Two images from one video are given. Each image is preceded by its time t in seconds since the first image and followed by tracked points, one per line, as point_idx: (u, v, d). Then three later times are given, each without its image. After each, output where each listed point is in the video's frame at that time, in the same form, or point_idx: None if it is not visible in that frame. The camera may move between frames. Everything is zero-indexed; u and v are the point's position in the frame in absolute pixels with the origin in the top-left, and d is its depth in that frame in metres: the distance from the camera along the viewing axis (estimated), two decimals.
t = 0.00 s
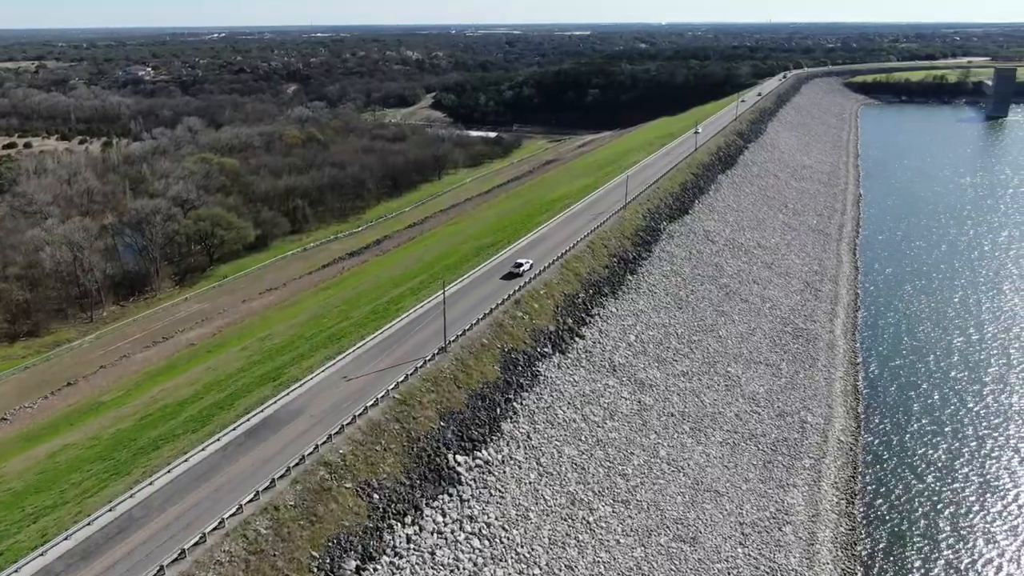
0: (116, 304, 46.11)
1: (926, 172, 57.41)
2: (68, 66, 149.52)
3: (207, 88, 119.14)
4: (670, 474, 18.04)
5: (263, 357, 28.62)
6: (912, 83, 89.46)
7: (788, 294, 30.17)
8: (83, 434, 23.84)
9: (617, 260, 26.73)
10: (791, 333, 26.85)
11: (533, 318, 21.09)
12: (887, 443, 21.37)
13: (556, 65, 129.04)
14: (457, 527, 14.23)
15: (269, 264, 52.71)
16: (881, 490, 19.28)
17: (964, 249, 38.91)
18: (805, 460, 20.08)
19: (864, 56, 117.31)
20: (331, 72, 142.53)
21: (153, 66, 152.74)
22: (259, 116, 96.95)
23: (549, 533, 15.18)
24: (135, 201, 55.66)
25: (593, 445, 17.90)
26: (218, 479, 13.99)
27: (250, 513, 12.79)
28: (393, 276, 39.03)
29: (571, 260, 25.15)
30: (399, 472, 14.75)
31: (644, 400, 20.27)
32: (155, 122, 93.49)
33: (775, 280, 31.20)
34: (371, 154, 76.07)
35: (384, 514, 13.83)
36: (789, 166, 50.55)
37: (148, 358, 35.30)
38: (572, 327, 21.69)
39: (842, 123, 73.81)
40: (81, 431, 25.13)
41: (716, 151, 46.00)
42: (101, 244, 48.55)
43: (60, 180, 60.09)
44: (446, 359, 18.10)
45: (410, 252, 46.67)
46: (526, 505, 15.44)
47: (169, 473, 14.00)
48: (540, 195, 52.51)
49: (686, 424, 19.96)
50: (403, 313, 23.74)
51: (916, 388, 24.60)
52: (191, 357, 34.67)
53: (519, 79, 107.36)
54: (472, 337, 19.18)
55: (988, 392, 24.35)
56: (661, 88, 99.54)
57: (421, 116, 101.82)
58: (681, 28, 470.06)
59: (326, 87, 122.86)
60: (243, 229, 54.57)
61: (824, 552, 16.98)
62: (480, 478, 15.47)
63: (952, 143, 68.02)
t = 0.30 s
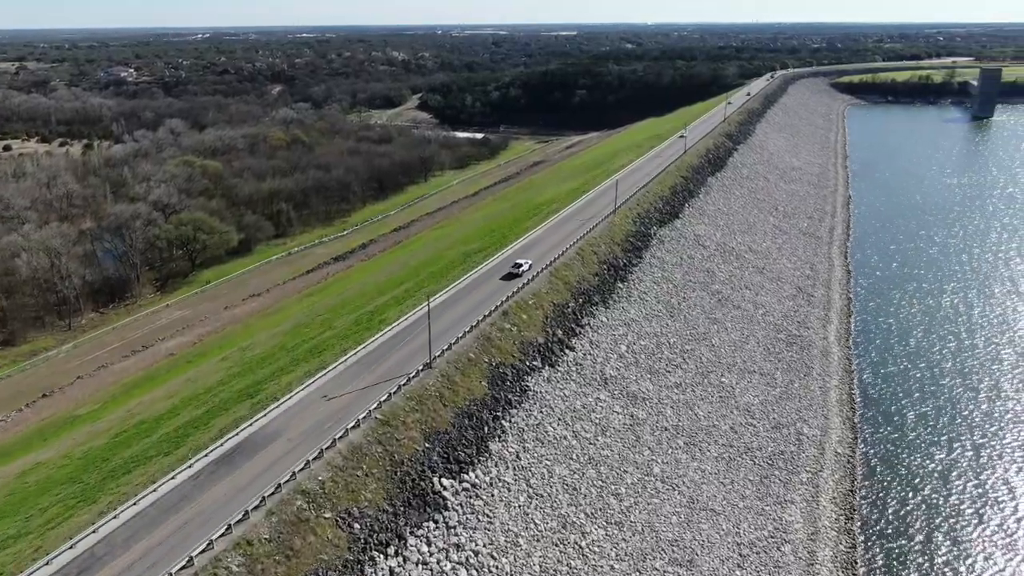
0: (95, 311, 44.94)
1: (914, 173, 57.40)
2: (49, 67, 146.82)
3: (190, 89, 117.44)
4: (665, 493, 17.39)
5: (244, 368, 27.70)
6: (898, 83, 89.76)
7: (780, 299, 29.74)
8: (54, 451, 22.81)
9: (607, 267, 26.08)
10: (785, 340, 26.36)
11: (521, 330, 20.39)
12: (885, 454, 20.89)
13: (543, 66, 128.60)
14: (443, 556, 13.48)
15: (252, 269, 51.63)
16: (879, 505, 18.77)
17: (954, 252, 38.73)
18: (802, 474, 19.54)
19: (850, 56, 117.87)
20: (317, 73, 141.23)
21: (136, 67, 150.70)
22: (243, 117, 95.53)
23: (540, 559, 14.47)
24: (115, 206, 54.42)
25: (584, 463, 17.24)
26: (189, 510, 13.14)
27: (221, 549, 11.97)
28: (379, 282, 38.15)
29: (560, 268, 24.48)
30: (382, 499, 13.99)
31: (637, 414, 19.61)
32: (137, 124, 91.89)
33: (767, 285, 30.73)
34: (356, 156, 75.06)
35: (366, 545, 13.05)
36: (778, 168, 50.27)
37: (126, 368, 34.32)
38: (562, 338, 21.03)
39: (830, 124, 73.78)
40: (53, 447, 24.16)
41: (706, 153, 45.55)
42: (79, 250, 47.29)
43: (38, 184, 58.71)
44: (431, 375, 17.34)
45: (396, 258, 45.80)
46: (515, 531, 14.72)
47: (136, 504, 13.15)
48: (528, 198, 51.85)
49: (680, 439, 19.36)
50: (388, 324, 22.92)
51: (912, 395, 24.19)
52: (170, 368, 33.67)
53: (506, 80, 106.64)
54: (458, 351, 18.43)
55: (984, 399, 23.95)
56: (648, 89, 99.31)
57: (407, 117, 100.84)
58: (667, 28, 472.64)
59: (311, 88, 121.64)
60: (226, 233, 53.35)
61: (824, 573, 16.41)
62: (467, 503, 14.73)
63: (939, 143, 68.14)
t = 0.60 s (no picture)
0: (76, 317, 43.82)
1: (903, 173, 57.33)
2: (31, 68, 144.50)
3: (175, 90, 115.96)
4: (661, 513, 16.74)
5: (226, 381, 26.78)
6: (886, 83, 89.92)
7: (774, 305, 29.24)
8: (24, 468, 21.82)
9: (598, 274, 25.41)
10: (780, 348, 25.85)
11: (511, 342, 19.67)
12: (884, 466, 20.36)
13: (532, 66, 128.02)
14: None
15: (236, 274, 50.59)
16: (881, 520, 18.22)
17: (947, 254, 38.47)
18: (800, 489, 18.96)
19: (837, 56, 118.22)
20: (303, 73, 139.89)
21: (120, 68, 148.65)
22: (228, 119, 94.23)
23: None
24: (96, 210, 53.26)
25: (577, 483, 16.55)
26: (157, 544, 12.32)
27: None
28: (365, 288, 37.30)
29: (551, 276, 23.78)
30: (363, 528, 13.22)
31: (631, 429, 18.95)
32: (120, 126, 90.36)
33: (760, 290, 30.21)
34: (343, 157, 74.05)
35: None
36: (769, 169, 49.92)
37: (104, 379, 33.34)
38: (553, 350, 20.33)
39: (818, 124, 73.69)
40: (25, 463, 23.20)
41: (696, 155, 45.09)
42: (57, 255, 46.13)
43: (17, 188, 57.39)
44: (417, 392, 16.58)
45: (383, 262, 44.98)
46: (505, 559, 13.99)
47: (100, 538, 12.29)
48: (517, 200, 51.16)
49: (675, 454, 18.73)
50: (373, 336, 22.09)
51: (909, 403, 23.71)
52: (150, 378, 32.69)
53: (494, 80, 105.84)
54: (445, 367, 17.68)
55: (983, 407, 23.51)
56: (637, 89, 98.95)
57: (395, 118, 99.88)
58: (654, 28, 473.86)
59: (298, 88, 120.35)
60: (209, 237, 52.42)
61: None
62: (455, 530, 14.00)
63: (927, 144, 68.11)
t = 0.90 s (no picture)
0: (55, 324, 42.68)
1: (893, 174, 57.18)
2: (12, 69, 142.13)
3: (160, 91, 114.40)
4: (657, 534, 16.07)
5: (207, 394, 25.86)
6: (874, 83, 89.97)
7: (768, 311, 28.69)
8: None
9: (589, 282, 24.73)
10: (776, 356, 25.29)
11: (500, 355, 18.94)
12: (884, 479, 19.81)
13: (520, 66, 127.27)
14: None
15: (219, 278, 49.54)
16: (882, 536, 17.66)
17: (939, 256, 38.17)
18: (800, 505, 18.37)
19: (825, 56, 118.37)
20: (290, 74, 138.49)
21: (104, 68, 146.51)
22: (213, 120, 92.91)
23: None
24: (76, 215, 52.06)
25: (570, 504, 15.86)
26: None
27: None
28: (350, 294, 36.44)
29: (541, 284, 23.06)
30: (344, 560, 12.46)
31: (625, 444, 18.30)
32: (103, 128, 88.85)
33: (754, 295, 29.67)
34: (329, 159, 73.03)
35: None
36: (759, 170, 49.53)
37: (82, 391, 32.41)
38: (543, 363, 19.60)
39: (807, 125, 73.49)
40: None
41: (687, 156, 44.57)
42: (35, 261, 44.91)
43: None
44: (401, 412, 15.80)
45: (370, 267, 44.13)
46: None
47: None
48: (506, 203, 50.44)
49: (671, 470, 18.08)
50: (357, 348, 21.26)
51: (907, 411, 23.20)
52: (129, 389, 31.73)
53: (482, 81, 105.04)
54: (431, 383, 16.92)
55: (982, 414, 23.03)
56: (626, 90, 98.47)
57: (382, 119, 98.86)
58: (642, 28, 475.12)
59: (284, 89, 119.01)
60: (193, 241, 51.01)
61: None
62: (442, 559, 13.26)
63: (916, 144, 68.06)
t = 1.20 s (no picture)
0: (36, 332, 41.46)
1: (885, 175, 56.93)
2: None
3: (146, 91, 112.86)
4: (656, 557, 15.39)
5: (188, 407, 24.91)
6: (864, 83, 89.92)
7: (765, 317, 28.11)
8: None
9: (582, 289, 24.03)
10: (773, 364, 24.71)
11: (490, 369, 18.20)
12: (886, 491, 19.27)
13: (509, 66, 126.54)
14: None
15: (204, 282, 48.50)
16: (886, 554, 17.07)
17: (933, 258, 37.83)
18: (801, 522, 17.77)
19: (814, 56, 118.41)
20: (277, 74, 137.12)
21: (89, 69, 144.40)
22: (200, 121, 91.60)
23: None
24: (57, 219, 50.90)
25: (565, 527, 15.16)
26: None
27: None
28: (337, 301, 35.59)
29: (533, 293, 22.33)
30: None
31: (621, 461, 17.62)
32: (88, 129, 87.40)
33: (750, 301, 29.08)
34: (317, 161, 72.02)
35: None
36: (752, 172, 49.09)
37: (59, 403, 31.43)
38: (536, 377, 18.88)
39: (798, 125, 73.22)
40: None
41: (679, 158, 44.01)
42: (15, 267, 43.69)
43: None
44: (387, 432, 15.04)
45: (358, 272, 43.29)
46: None
47: None
48: (496, 206, 49.71)
49: (668, 488, 17.41)
50: (342, 360, 20.43)
51: (907, 420, 22.65)
52: (109, 400, 30.77)
53: (472, 81, 104.25)
54: (418, 401, 16.16)
55: (983, 422, 22.49)
56: (617, 90, 97.95)
57: (371, 120, 97.86)
58: (631, 28, 475.77)
59: (271, 90, 117.72)
60: (179, 245, 49.57)
61: None
62: None
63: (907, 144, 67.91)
